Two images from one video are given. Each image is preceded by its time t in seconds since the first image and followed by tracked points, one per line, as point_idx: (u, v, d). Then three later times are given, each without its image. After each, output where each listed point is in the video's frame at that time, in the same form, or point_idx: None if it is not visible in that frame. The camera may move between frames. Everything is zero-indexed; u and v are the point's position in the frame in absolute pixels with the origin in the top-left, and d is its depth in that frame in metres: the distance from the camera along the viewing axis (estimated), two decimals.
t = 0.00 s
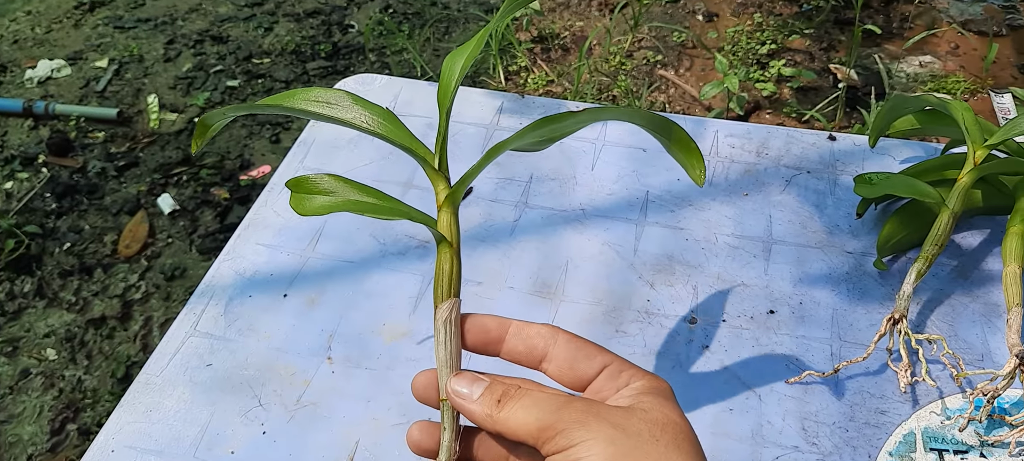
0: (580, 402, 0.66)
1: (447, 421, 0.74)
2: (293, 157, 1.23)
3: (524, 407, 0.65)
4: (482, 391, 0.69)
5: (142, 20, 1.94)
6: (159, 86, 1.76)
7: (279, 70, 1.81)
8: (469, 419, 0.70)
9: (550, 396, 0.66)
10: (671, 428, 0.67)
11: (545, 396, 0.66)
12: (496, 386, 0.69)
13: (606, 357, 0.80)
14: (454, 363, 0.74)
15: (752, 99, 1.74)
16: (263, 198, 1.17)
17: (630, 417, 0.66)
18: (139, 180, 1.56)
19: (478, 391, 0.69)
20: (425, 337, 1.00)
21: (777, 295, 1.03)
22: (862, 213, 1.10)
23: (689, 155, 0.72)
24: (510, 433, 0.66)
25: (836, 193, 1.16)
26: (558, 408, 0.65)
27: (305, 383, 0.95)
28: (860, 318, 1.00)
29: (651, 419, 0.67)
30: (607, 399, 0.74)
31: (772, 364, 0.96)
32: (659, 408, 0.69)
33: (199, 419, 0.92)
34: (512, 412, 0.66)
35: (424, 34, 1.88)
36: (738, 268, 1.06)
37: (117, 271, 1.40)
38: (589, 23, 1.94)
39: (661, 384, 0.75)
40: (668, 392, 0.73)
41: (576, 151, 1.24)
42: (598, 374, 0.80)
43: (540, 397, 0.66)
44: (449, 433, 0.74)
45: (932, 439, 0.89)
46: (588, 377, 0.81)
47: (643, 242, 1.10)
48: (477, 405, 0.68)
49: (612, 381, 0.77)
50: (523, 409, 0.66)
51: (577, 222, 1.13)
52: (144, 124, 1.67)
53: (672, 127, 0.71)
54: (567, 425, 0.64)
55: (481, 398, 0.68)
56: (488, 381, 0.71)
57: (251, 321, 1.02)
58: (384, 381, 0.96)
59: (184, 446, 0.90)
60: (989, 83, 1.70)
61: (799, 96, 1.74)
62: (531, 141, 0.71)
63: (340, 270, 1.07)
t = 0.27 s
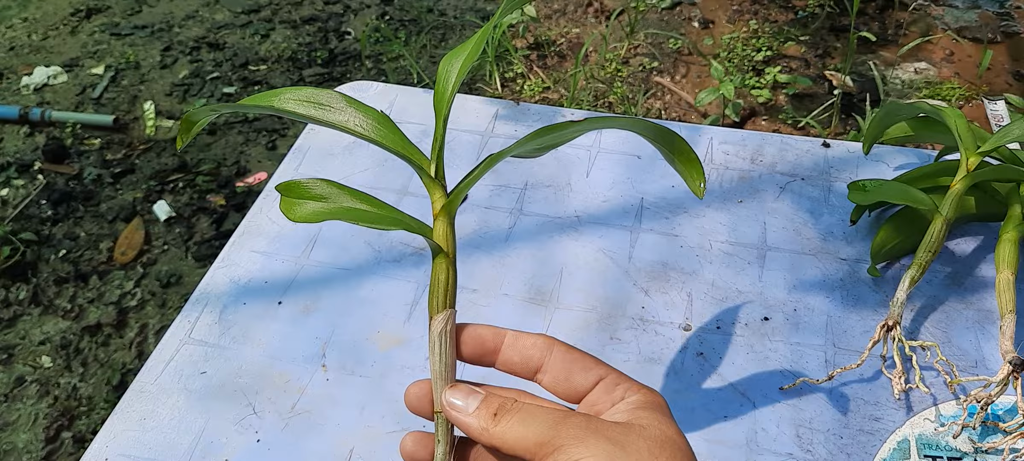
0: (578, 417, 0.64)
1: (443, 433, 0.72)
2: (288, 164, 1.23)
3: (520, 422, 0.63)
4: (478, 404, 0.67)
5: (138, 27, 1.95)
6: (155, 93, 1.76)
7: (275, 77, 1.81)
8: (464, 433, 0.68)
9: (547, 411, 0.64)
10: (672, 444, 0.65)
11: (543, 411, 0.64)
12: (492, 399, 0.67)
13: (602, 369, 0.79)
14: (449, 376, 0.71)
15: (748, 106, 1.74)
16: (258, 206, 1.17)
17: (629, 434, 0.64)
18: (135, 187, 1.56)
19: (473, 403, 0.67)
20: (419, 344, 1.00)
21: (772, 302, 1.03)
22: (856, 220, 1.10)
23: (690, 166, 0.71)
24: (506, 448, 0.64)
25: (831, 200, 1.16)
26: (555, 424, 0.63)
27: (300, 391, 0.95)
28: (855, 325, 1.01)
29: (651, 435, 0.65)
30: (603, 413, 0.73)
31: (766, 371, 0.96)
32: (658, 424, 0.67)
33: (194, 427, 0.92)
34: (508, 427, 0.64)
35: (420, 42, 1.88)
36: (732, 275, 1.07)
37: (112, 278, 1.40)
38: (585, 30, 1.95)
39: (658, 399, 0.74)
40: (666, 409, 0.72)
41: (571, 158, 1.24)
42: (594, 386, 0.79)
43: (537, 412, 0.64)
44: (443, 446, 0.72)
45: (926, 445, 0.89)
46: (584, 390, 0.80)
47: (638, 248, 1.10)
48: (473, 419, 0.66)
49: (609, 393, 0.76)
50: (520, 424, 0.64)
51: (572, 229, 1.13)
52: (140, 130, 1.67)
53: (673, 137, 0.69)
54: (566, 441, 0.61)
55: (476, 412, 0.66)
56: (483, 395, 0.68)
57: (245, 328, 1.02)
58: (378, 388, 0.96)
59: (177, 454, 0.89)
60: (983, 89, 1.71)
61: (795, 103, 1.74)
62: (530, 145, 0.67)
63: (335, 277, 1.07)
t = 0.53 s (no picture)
0: (574, 413, 0.64)
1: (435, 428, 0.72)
2: (284, 167, 1.24)
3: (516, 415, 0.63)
4: (472, 398, 0.67)
5: (136, 34, 1.95)
6: (152, 100, 1.77)
7: (272, 83, 1.81)
8: (457, 427, 0.68)
9: (542, 405, 0.64)
10: (669, 442, 0.64)
11: (538, 405, 0.64)
12: (486, 393, 0.67)
13: (598, 367, 0.79)
14: (443, 369, 0.72)
15: (744, 110, 1.74)
16: (254, 208, 1.17)
17: (625, 430, 0.64)
18: (132, 193, 1.56)
19: (467, 397, 0.67)
20: (414, 345, 1.00)
21: (767, 302, 1.04)
22: (851, 221, 1.10)
23: (694, 162, 0.71)
24: (500, 442, 0.64)
25: (825, 201, 1.16)
26: (550, 418, 0.63)
27: (294, 393, 0.95)
28: (849, 325, 1.01)
29: (647, 432, 0.65)
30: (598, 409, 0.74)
31: (761, 371, 0.96)
32: (654, 422, 0.67)
33: (188, 429, 0.91)
34: (502, 420, 0.64)
35: (417, 47, 1.88)
36: (728, 276, 1.07)
37: (109, 284, 1.40)
38: (581, 35, 1.95)
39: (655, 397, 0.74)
40: (664, 409, 0.72)
41: (566, 160, 1.24)
42: (591, 381, 0.79)
43: (533, 406, 0.64)
44: (435, 440, 0.72)
45: (921, 445, 0.89)
46: (580, 386, 0.80)
47: (633, 249, 1.10)
48: (467, 412, 0.66)
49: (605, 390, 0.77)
50: (514, 418, 0.63)
51: (567, 230, 1.13)
52: (137, 137, 1.68)
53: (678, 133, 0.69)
54: (562, 436, 0.61)
55: (470, 405, 0.66)
56: (476, 389, 0.68)
57: (240, 331, 1.02)
58: (373, 390, 0.95)
59: (171, 456, 0.89)
60: (979, 93, 1.71)
61: (791, 107, 1.75)
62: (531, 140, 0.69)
63: (330, 280, 1.07)
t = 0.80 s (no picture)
0: (586, 344, 0.65)
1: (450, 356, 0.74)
2: (283, 153, 1.24)
3: (530, 347, 0.64)
4: (485, 328, 0.67)
5: (133, 33, 1.95)
6: (150, 98, 1.77)
7: (270, 81, 1.81)
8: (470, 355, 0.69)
9: (555, 336, 0.65)
10: (680, 376, 0.66)
11: (551, 336, 0.65)
12: (500, 323, 0.67)
13: (621, 300, 0.80)
14: (461, 297, 0.74)
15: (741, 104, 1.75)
16: (253, 193, 1.17)
17: (637, 362, 0.65)
18: (130, 190, 1.56)
19: (480, 328, 0.67)
20: (415, 326, 1.00)
21: (767, 281, 1.04)
22: (849, 201, 1.11)
23: (735, 86, 0.71)
24: (512, 371, 0.65)
25: (824, 183, 1.17)
26: (563, 350, 0.63)
27: (295, 373, 0.95)
28: (849, 302, 1.01)
29: (660, 366, 0.66)
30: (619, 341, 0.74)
31: (762, 348, 0.96)
32: (668, 356, 0.68)
33: (190, 409, 0.92)
34: (516, 350, 0.64)
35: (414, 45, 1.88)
36: (728, 256, 1.07)
37: (108, 281, 1.40)
38: (578, 32, 1.96)
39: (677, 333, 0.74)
40: (682, 341, 0.72)
41: (565, 144, 1.24)
42: (614, 314, 0.79)
43: (546, 337, 0.65)
44: (450, 370, 0.74)
45: (922, 419, 0.89)
46: (602, 319, 0.81)
47: (633, 231, 1.11)
48: (480, 343, 0.66)
49: (627, 323, 0.77)
50: (528, 350, 0.64)
51: (567, 213, 1.13)
52: (135, 135, 1.68)
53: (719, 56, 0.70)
54: (571, 369, 0.63)
55: (483, 335, 0.66)
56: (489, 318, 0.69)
57: (241, 313, 1.02)
58: (375, 370, 0.95)
59: (173, 436, 0.89)
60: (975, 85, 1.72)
61: (788, 101, 1.75)
62: (562, 64, 0.69)
63: (330, 262, 1.07)
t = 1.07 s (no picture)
0: (595, 269, 0.66)
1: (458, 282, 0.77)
2: (281, 138, 1.25)
3: (539, 273, 0.65)
4: (494, 256, 0.68)
5: (127, 36, 1.93)
6: (145, 100, 1.76)
7: (265, 81, 1.82)
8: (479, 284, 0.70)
9: (564, 261, 0.66)
10: (689, 301, 0.67)
11: (560, 261, 0.66)
12: (508, 251, 0.68)
13: (625, 227, 0.82)
14: (468, 225, 0.76)
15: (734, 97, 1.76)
16: (252, 178, 1.18)
17: (646, 288, 0.66)
18: (126, 190, 1.56)
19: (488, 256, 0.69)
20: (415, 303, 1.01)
21: (763, 255, 1.05)
22: (843, 176, 1.12)
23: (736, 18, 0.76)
24: (521, 297, 0.66)
25: (817, 160, 1.18)
26: (573, 275, 0.64)
27: (297, 349, 0.96)
28: (844, 274, 1.02)
29: (669, 291, 0.67)
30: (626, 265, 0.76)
31: (759, 319, 0.97)
32: (677, 281, 0.69)
33: (193, 387, 0.92)
34: (526, 277, 0.65)
35: (408, 44, 1.89)
36: (724, 231, 1.08)
37: (106, 280, 1.41)
38: (571, 29, 1.97)
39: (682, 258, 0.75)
40: (690, 267, 0.73)
41: (561, 126, 1.25)
42: (618, 241, 0.82)
43: (555, 262, 0.65)
44: (458, 298, 0.77)
45: (918, 384, 0.90)
46: (606, 246, 0.83)
47: (629, 209, 1.12)
48: (489, 271, 0.67)
49: (631, 249, 0.79)
50: (537, 276, 0.65)
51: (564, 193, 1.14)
52: (130, 136, 1.68)
53: None
54: (581, 293, 0.64)
55: (492, 264, 0.67)
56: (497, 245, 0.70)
57: (242, 292, 1.02)
58: (377, 345, 0.96)
59: (177, 411, 0.90)
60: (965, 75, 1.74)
61: (781, 94, 1.77)
62: None
63: (329, 243, 1.08)
